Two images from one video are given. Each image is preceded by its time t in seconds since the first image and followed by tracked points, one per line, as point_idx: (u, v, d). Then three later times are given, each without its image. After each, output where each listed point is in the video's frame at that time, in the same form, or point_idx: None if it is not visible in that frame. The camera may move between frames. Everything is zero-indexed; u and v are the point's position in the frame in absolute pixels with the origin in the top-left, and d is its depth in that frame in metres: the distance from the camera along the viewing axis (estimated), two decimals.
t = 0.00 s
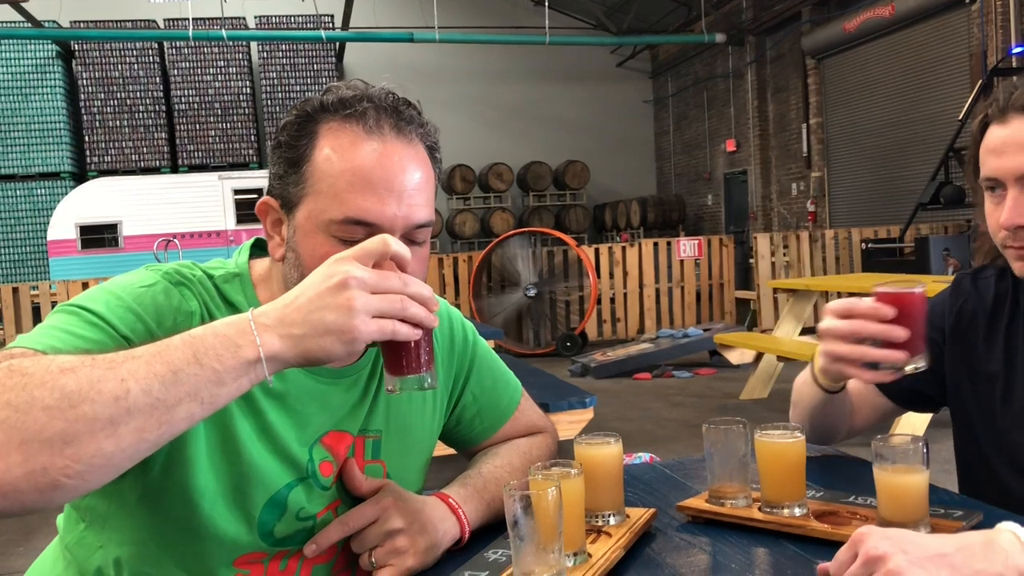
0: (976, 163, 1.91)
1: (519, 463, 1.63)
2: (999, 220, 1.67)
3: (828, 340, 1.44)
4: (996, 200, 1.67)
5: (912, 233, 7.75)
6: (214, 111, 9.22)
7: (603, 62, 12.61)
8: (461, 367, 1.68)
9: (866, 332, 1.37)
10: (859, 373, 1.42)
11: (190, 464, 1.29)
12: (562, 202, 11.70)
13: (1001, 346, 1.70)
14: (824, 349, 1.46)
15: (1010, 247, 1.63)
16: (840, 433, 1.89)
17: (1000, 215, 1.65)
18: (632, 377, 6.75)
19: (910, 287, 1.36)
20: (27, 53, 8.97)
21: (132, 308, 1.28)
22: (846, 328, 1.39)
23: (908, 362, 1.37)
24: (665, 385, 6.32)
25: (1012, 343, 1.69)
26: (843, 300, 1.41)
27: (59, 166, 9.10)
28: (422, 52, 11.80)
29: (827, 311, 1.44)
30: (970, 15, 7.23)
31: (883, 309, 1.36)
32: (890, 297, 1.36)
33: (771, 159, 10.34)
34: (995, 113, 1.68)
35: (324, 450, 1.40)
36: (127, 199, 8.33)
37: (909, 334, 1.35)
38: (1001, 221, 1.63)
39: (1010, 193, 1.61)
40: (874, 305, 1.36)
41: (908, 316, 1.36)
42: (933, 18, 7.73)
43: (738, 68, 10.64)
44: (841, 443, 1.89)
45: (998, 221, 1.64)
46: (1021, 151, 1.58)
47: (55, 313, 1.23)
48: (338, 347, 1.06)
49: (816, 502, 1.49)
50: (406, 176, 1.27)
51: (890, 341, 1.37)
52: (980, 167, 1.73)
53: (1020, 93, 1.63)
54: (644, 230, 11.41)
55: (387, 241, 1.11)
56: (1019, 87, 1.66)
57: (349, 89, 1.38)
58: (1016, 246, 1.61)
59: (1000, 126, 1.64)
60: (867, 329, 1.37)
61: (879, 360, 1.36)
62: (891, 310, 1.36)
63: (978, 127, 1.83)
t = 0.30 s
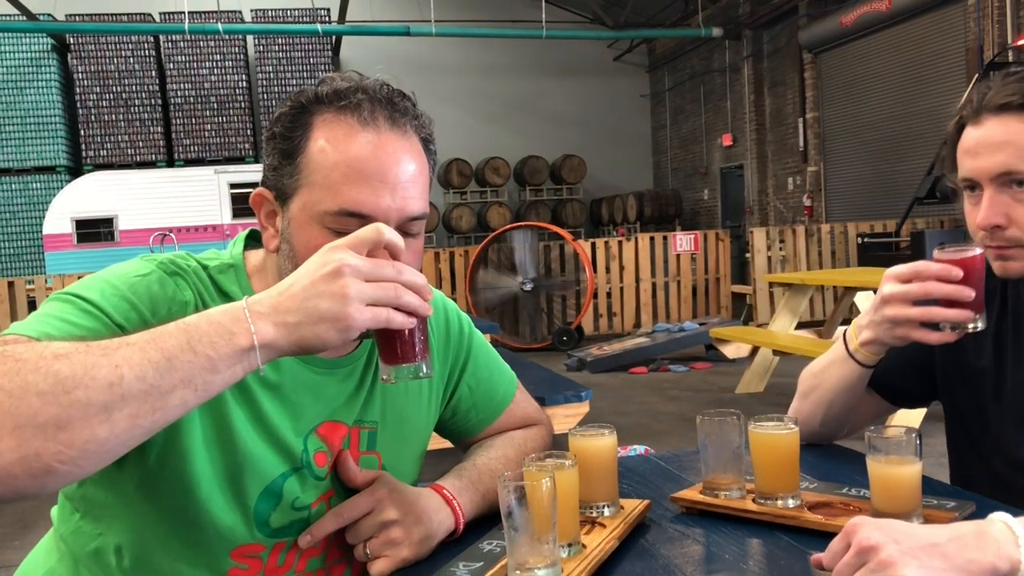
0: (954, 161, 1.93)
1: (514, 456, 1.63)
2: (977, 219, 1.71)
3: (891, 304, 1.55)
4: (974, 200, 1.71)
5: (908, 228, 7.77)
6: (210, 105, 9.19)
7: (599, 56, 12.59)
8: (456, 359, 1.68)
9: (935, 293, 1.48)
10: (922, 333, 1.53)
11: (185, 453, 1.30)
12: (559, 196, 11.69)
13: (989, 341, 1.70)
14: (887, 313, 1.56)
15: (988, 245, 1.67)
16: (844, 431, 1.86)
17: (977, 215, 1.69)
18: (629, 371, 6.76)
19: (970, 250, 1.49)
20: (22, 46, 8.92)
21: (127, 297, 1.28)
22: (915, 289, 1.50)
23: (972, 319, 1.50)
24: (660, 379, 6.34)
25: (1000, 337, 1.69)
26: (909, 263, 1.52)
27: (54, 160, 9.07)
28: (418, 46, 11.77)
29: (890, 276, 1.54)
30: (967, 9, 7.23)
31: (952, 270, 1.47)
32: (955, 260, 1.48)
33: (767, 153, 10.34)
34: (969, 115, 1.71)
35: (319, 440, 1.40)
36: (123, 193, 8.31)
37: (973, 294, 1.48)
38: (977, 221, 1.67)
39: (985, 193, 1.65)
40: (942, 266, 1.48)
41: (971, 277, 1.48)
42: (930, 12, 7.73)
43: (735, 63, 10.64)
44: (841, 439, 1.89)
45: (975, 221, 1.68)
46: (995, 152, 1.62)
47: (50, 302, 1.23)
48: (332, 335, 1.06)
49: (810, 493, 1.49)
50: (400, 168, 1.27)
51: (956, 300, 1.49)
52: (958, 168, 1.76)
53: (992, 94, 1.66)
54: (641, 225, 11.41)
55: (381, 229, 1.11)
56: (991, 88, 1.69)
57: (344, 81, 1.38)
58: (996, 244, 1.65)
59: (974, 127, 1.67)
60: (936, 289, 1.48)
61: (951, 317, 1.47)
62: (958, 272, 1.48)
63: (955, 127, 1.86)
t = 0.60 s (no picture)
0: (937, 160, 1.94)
1: (507, 449, 1.63)
2: (961, 218, 1.71)
3: (896, 294, 1.56)
4: (957, 199, 1.71)
5: (902, 224, 7.79)
6: (203, 99, 9.15)
7: (594, 51, 12.58)
8: (450, 352, 1.68)
9: (942, 281, 1.50)
10: (927, 322, 1.54)
11: (176, 443, 1.30)
12: (554, 191, 11.68)
13: (977, 335, 1.71)
14: (893, 302, 1.57)
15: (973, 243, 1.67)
16: (835, 426, 1.86)
17: (962, 214, 1.69)
18: (622, 366, 6.77)
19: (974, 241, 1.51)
20: (15, 40, 8.87)
21: (118, 287, 1.28)
22: (922, 277, 1.52)
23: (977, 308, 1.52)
24: (654, 374, 6.35)
25: (988, 331, 1.70)
26: (915, 254, 1.55)
27: (47, 154, 9.03)
28: (413, 41, 11.74)
29: (894, 268, 1.57)
30: (961, 5, 7.24)
31: (958, 260, 1.49)
32: (959, 249, 1.51)
33: (761, 148, 10.36)
34: (949, 115, 1.72)
35: (311, 432, 1.40)
36: (116, 187, 8.27)
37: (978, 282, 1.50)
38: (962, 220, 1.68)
39: (968, 192, 1.65)
40: (949, 256, 1.50)
41: (975, 266, 1.51)
42: (923, 8, 7.74)
43: (729, 58, 10.64)
44: (831, 434, 1.90)
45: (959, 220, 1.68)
46: (976, 151, 1.62)
47: (41, 291, 1.22)
48: (322, 324, 1.06)
49: (802, 487, 1.49)
50: (391, 160, 1.26)
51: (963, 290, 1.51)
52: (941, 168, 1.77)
53: (971, 95, 1.66)
54: (635, 220, 11.43)
55: (371, 219, 1.11)
56: (970, 89, 1.69)
57: (335, 73, 1.38)
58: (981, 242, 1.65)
59: (954, 127, 1.67)
60: (943, 278, 1.50)
61: (957, 305, 1.49)
62: (964, 262, 1.50)
63: (938, 127, 1.87)
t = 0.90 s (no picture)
0: (926, 161, 1.95)
1: (498, 446, 1.63)
2: (952, 219, 1.72)
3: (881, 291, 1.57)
4: (948, 199, 1.72)
5: (893, 222, 7.84)
6: (195, 96, 9.08)
7: (587, 49, 12.58)
8: (442, 348, 1.68)
9: (926, 278, 1.51)
10: (912, 319, 1.56)
11: (167, 437, 1.30)
12: (547, 189, 11.68)
13: (966, 333, 1.72)
14: (878, 298, 1.58)
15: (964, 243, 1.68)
16: (824, 423, 1.87)
17: (952, 214, 1.70)
18: (614, 364, 6.78)
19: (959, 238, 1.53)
20: (5, 35, 8.81)
21: (108, 282, 1.28)
22: (906, 274, 1.53)
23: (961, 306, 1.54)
24: (646, 372, 6.36)
25: (977, 330, 1.71)
26: (901, 250, 1.56)
27: (38, 150, 8.97)
28: (406, 37, 11.72)
29: (880, 264, 1.57)
30: (952, 4, 7.27)
31: (943, 257, 1.51)
32: (945, 248, 1.52)
33: (754, 146, 10.40)
34: (938, 116, 1.72)
35: (301, 428, 1.40)
36: (106, 183, 8.22)
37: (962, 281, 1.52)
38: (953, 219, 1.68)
39: (958, 192, 1.66)
40: (934, 253, 1.52)
41: (960, 264, 1.52)
42: (914, 8, 7.78)
43: (722, 57, 10.66)
44: (820, 431, 1.90)
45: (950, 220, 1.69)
46: (966, 152, 1.63)
47: (30, 285, 1.22)
48: (312, 319, 1.06)
49: (791, 484, 1.50)
50: (381, 155, 1.26)
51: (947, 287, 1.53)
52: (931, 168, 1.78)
53: (959, 96, 1.67)
54: (627, 217, 11.44)
55: (360, 214, 1.11)
56: (957, 90, 1.70)
57: (326, 69, 1.37)
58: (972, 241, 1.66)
59: (943, 128, 1.68)
60: (927, 275, 1.52)
61: (941, 303, 1.51)
62: (949, 260, 1.52)
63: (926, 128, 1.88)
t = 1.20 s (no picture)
0: (913, 161, 1.97)
1: (487, 444, 1.63)
2: (939, 219, 1.73)
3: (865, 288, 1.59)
4: (935, 200, 1.72)
5: (883, 222, 7.89)
6: (186, 92, 9.02)
7: (579, 48, 12.58)
8: (432, 345, 1.67)
9: (908, 276, 1.53)
10: (894, 317, 1.57)
11: (154, 432, 1.30)
12: (538, 187, 11.68)
13: (953, 332, 1.74)
14: (860, 297, 1.60)
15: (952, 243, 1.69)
16: (811, 422, 1.88)
17: (940, 215, 1.71)
18: (605, 363, 6.79)
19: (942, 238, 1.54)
20: None
21: (94, 276, 1.27)
22: (889, 272, 1.55)
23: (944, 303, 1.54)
24: (636, 370, 6.37)
25: (963, 329, 1.72)
26: (883, 249, 1.58)
27: (27, 146, 8.90)
28: (398, 35, 11.69)
29: (864, 262, 1.59)
30: (943, 5, 7.31)
31: (925, 256, 1.52)
32: (928, 246, 1.53)
33: (744, 146, 10.43)
34: (925, 117, 1.74)
35: (288, 424, 1.39)
36: (96, 179, 8.17)
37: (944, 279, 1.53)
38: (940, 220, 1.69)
39: (946, 193, 1.67)
40: (917, 252, 1.53)
41: (942, 263, 1.53)
42: (905, 9, 7.82)
43: (713, 56, 10.69)
44: (808, 431, 1.91)
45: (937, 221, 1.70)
46: (954, 152, 1.64)
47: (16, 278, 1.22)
48: (298, 312, 1.06)
49: (779, 482, 1.51)
50: (367, 151, 1.26)
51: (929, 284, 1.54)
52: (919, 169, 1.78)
53: (946, 97, 1.69)
54: (618, 217, 11.45)
55: (347, 209, 1.11)
56: (944, 91, 1.72)
57: (312, 65, 1.37)
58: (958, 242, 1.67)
59: (931, 129, 1.69)
60: (909, 274, 1.53)
61: (923, 300, 1.52)
62: (931, 258, 1.53)
63: (913, 129, 1.90)
